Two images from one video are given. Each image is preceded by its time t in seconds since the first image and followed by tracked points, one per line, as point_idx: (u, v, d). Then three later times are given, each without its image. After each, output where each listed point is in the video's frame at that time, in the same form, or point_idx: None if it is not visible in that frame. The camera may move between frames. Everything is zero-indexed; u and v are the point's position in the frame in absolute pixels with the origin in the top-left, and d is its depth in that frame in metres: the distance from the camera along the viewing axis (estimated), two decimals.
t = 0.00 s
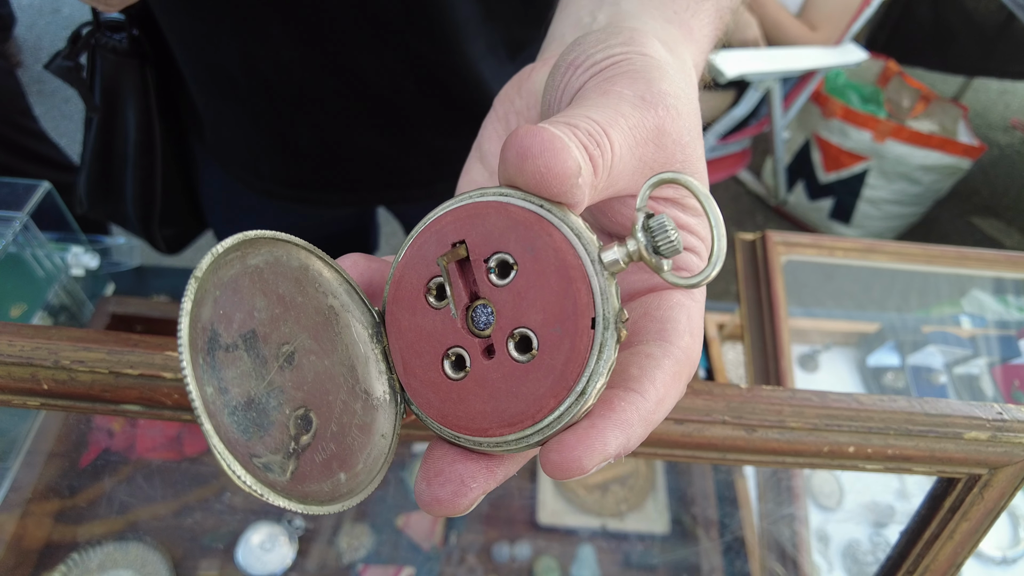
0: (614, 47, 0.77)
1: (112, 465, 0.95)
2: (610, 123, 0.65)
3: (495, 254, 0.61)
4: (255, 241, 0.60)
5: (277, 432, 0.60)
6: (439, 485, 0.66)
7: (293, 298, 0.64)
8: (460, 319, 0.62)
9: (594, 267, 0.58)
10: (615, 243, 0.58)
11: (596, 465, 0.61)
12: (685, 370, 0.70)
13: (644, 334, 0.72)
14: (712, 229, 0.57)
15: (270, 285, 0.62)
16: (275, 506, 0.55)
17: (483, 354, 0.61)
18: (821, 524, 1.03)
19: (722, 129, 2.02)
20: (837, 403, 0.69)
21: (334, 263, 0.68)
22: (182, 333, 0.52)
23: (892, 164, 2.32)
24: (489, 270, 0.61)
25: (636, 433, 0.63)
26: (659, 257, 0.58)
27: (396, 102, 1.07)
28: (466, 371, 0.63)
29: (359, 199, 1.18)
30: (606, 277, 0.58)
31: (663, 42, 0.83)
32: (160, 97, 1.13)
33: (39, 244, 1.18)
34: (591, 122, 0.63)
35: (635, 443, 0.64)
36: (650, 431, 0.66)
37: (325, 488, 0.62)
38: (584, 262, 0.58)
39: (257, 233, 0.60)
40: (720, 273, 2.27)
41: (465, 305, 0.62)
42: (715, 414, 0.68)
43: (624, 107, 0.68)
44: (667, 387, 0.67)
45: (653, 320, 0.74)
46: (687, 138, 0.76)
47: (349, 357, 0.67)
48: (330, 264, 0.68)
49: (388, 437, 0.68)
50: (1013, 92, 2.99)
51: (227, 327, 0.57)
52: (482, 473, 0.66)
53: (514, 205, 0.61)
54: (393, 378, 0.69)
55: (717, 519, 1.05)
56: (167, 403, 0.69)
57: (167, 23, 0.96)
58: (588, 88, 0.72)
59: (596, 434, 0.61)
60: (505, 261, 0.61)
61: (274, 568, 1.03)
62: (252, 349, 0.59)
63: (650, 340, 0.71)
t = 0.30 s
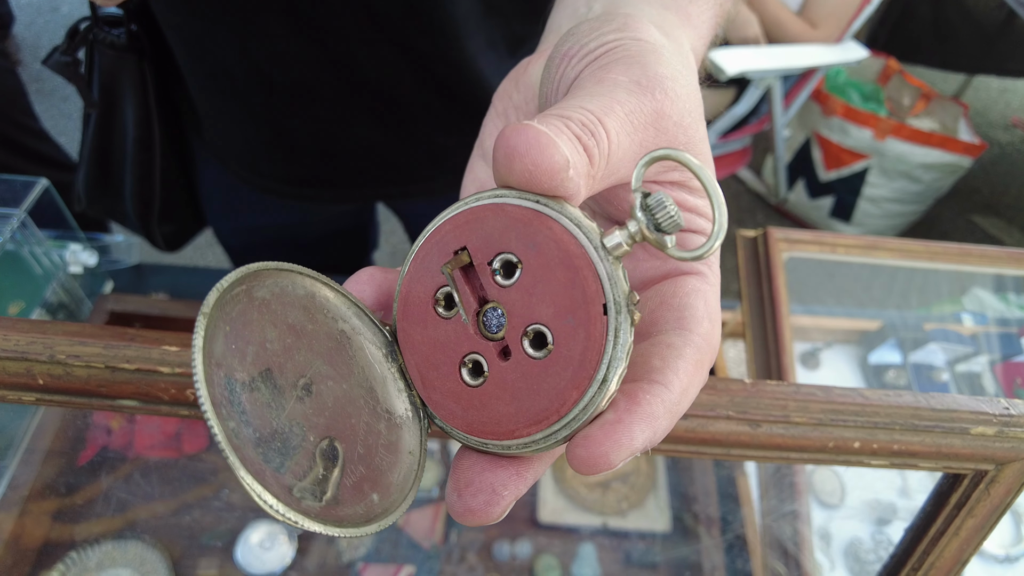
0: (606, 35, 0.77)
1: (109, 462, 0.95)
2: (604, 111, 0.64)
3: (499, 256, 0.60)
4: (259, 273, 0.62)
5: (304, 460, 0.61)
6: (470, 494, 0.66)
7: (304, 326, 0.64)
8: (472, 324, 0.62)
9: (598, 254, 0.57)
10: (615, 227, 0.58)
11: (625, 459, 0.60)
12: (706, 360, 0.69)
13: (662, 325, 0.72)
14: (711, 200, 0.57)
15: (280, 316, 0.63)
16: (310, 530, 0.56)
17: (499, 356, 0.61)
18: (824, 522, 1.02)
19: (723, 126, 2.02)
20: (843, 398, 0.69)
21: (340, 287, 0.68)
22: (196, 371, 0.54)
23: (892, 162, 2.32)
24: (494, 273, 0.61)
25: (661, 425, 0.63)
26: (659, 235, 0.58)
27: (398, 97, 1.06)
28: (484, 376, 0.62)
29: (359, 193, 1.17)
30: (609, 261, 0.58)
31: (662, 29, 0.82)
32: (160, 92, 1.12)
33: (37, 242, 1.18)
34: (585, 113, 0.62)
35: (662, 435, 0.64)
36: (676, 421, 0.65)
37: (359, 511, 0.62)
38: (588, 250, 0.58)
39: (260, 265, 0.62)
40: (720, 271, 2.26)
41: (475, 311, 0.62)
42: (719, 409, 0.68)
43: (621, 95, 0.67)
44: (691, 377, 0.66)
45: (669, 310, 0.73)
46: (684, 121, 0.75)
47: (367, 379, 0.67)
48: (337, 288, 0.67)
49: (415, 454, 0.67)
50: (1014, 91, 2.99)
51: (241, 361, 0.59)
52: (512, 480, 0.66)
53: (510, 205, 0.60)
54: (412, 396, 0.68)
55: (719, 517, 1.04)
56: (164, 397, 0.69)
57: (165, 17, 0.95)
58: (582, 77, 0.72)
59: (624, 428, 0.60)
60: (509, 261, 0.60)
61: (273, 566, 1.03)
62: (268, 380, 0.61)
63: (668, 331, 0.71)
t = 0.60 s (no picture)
0: (578, 24, 0.78)
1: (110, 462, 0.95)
2: (573, 93, 0.64)
3: (485, 256, 0.60)
4: (260, 322, 0.66)
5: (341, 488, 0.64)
6: (490, 483, 0.66)
7: (313, 363, 0.66)
8: (472, 327, 0.62)
9: (578, 236, 0.57)
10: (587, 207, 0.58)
11: (638, 427, 0.58)
12: (731, 335, 0.68)
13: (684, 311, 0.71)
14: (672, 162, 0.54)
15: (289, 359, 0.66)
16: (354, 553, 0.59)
17: (505, 352, 0.61)
18: (823, 522, 1.02)
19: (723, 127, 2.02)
20: (840, 399, 0.69)
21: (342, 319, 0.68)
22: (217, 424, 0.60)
23: (891, 162, 2.32)
24: (483, 272, 0.61)
25: (677, 395, 0.61)
26: (631, 204, 0.57)
27: (396, 98, 1.06)
28: (495, 373, 0.62)
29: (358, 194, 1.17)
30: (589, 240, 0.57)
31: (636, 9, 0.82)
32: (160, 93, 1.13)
33: (38, 243, 1.18)
34: (553, 102, 0.63)
35: (681, 408, 0.62)
36: (697, 394, 0.64)
37: (402, 527, 0.63)
38: (567, 233, 0.57)
39: (260, 314, 0.66)
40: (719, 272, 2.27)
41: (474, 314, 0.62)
42: (717, 410, 0.68)
43: (595, 79, 0.68)
44: (711, 350, 0.65)
45: (688, 292, 0.73)
46: (663, 91, 0.74)
47: (384, 401, 0.67)
48: (339, 320, 0.68)
49: (445, 463, 0.66)
50: (1013, 91, 3.00)
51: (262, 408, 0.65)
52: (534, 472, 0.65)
53: (484, 206, 0.60)
54: (432, 409, 0.68)
55: (718, 517, 1.05)
56: (165, 399, 0.69)
57: (166, 19, 0.96)
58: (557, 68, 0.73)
59: (634, 394, 0.59)
60: (497, 260, 0.60)
61: (274, 566, 1.03)
62: (291, 421, 0.65)
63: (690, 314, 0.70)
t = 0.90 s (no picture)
0: (550, 12, 0.79)
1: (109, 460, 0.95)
2: (542, 76, 0.65)
3: (478, 252, 0.61)
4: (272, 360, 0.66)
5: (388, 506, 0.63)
6: (507, 457, 0.67)
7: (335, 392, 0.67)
8: (478, 324, 0.63)
9: (560, 211, 0.57)
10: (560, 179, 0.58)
11: (649, 390, 0.54)
12: (753, 298, 0.61)
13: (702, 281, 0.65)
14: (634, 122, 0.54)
15: (308, 394, 0.67)
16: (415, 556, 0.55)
17: (516, 339, 0.61)
18: (820, 519, 1.03)
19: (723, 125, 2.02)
20: (838, 396, 0.69)
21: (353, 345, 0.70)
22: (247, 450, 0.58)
23: (891, 161, 2.32)
24: (478, 269, 0.61)
25: (694, 358, 0.56)
26: (603, 167, 0.57)
27: (394, 96, 1.06)
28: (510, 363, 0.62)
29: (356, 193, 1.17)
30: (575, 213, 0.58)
31: None
32: (157, 92, 1.12)
33: (36, 241, 1.18)
34: (522, 89, 0.63)
35: (700, 372, 0.56)
36: (718, 360, 0.57)
37: (455, 527, 0.60)
38: (547, 210, 0.57)
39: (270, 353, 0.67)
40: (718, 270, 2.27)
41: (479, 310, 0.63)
42: (714, 407, 0.68)
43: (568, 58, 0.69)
44: (733, 313, 0.59)
45: (705, 260, 0.66)
46: (639, 59, 0.74)
47: (410, 416, 0.68)
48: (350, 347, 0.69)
49: (483, 462, 0.65)
50: (1012, 90, 3.00)
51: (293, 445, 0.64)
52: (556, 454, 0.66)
53: (463, 206, 0.61)
54: (459, 414, 0.68)
55: (717, 515, 1.04)
56: (161, 396, 0.68)
57: (163, 18, 0.95)
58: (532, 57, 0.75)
59: (644, 356, 0.55)
60: (489, 254, 0.61)
61: (271, 565, 1.03)
62: (322, 454, 0.65)
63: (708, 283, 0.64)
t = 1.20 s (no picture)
0: (519, 11, 0.81)
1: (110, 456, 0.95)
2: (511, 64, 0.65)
3: (467, 248, 0.61)
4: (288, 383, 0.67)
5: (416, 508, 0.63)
6: (524, 432, 0.67)
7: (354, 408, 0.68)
8: (480, 318, 0.64)
9: (537, 192, 0.56)
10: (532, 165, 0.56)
11: (652, 358, 0.54)
12: (760, 253, 0.59)
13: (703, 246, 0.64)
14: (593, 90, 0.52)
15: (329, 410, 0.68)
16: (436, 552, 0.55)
17: (517, 326, 0.61)
18: (820, 517, 1.03)
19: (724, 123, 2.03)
20: (837, 389, 0.68)
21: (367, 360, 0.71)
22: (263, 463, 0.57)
23: (891, 159, 2.32)
24: (470, 264, 0.62)
25: (697, 322, 0.55)
26: (571, 141, 0.55)
27: (393, 93, 1.06)
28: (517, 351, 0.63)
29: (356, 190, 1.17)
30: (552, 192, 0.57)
31: None
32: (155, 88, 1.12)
33: (34, 238, 1.18)
34: (491, 81, 0.64)
35: (707, 336, 0.55)
36: (726, 322, 0.56)
37: (481, 517, 0.60)
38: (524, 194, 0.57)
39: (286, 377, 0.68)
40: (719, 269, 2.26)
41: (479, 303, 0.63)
42: (713, 400, 0.68)
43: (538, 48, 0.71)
44: (735, 271, 0.58)
45: (705, 223, 0.66)
46: (608, 35, 0.75)
47: (431, 419, 0.70)
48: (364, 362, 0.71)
49: (506, 451, 0.65)
50: (1012, 88, 3.00)
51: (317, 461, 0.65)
52: (578, 428, 0.66)
53: (445, 205, 0.61)
54: (480, 410, 0.69)
55: (717, 511, 1.04)
56: (158, 389, 0.68)
57: (162, 13, 0.95)
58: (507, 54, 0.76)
59: (643, 327, 0.54)
60: (479, 248, 0.61)
61: (271, 562, 1.03)
62: (348, 467, 0.66)
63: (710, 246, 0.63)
